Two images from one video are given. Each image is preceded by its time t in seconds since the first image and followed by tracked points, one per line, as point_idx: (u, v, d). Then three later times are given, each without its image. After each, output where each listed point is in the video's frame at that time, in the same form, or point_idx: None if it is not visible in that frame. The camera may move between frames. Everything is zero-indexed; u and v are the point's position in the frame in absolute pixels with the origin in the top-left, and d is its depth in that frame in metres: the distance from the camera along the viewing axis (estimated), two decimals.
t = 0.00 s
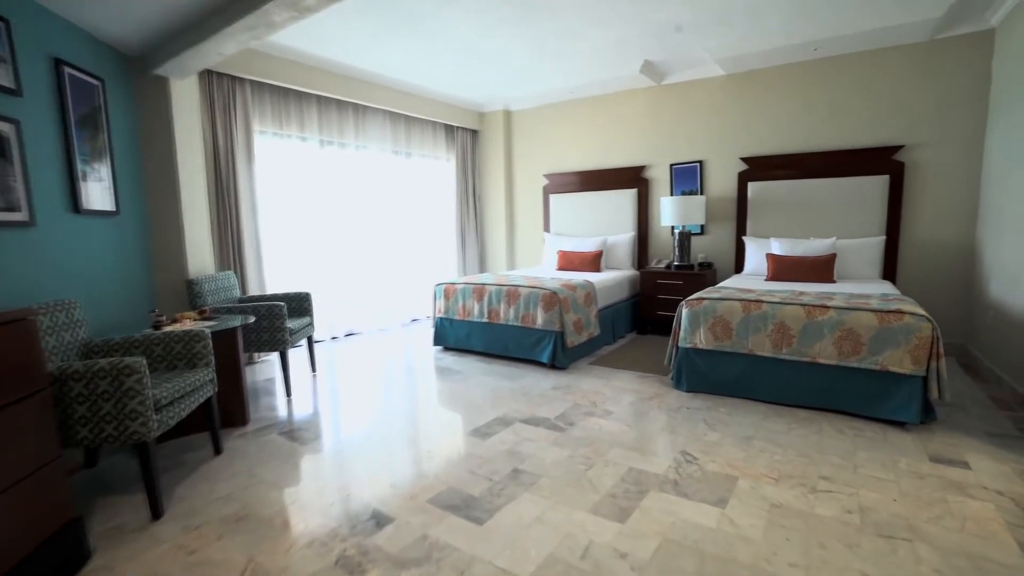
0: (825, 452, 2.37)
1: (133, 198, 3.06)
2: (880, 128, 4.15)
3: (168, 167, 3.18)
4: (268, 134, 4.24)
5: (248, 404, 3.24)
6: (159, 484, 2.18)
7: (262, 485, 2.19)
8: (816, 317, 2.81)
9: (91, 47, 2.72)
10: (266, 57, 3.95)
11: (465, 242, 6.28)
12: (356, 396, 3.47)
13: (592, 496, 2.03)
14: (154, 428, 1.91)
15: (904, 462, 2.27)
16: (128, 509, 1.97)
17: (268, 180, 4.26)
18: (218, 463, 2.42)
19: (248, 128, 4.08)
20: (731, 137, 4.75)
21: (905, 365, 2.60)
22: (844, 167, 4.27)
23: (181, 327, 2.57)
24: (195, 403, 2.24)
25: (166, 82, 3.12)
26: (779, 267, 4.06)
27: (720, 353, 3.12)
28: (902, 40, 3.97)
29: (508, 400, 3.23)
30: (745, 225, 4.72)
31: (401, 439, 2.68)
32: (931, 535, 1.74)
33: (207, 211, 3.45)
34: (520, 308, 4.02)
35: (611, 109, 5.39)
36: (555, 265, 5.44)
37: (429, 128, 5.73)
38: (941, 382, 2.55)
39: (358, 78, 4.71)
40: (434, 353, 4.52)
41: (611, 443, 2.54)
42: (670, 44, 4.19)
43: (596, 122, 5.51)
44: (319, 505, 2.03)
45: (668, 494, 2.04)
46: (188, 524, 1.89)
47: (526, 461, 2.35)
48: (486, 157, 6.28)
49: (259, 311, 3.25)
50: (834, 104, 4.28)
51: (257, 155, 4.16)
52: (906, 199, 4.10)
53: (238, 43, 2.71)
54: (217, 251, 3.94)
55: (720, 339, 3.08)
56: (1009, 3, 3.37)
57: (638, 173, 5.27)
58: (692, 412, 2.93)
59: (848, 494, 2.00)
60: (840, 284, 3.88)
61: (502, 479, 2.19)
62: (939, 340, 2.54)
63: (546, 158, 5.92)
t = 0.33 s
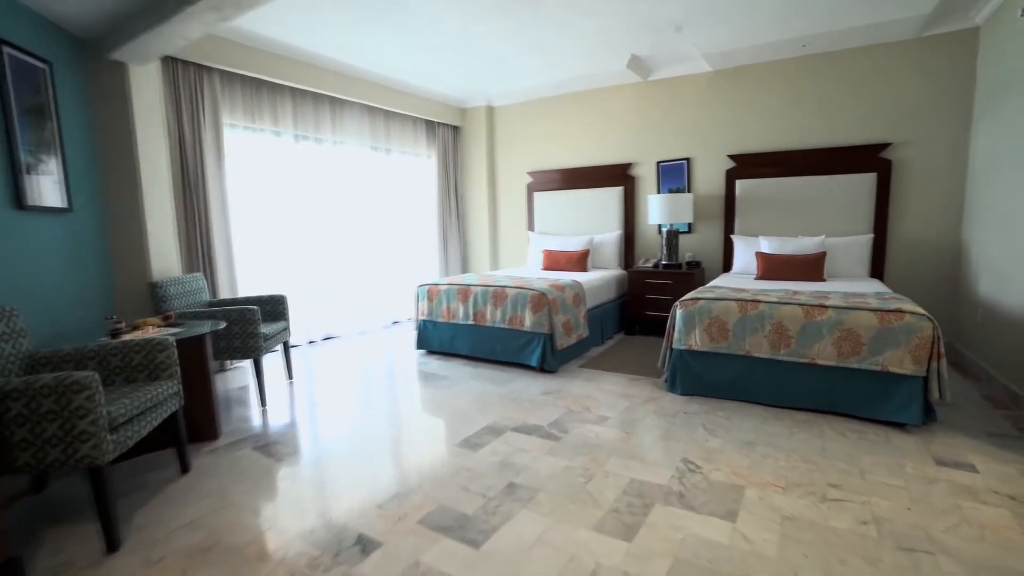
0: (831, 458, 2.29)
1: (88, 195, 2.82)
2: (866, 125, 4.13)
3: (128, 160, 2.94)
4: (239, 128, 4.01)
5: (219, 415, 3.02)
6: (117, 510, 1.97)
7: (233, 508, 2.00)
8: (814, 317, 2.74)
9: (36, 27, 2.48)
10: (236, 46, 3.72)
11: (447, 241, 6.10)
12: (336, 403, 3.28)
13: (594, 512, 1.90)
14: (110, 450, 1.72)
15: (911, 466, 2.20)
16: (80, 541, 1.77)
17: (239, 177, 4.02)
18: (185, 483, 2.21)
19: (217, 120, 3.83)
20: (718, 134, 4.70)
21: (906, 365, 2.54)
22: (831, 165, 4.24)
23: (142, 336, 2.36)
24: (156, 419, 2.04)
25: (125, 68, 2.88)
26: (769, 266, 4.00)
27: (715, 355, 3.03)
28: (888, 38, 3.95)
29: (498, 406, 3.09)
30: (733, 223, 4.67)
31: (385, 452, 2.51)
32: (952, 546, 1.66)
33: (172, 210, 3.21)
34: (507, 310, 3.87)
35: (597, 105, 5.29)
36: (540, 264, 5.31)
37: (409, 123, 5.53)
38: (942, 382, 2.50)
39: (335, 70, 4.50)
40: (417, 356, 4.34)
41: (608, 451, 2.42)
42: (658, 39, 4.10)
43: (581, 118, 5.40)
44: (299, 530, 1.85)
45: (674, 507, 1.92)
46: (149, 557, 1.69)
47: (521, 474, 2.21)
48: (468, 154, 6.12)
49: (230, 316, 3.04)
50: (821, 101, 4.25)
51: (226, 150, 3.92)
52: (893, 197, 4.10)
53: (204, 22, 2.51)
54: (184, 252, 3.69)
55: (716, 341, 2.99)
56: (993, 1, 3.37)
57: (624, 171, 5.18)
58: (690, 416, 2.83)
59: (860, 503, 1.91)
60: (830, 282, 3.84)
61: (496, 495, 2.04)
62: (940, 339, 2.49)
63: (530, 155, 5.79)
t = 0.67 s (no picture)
0: (826, 461, 2.24)
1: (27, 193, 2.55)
2: (842, 125, 4.17)
3: (74, 154, 2.69)
4: (200, 122, 3.76)
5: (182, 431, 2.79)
6: (61, 544, 1.75)
7: (197, 538, 1.81)
8: (803, 317, 2.71)
9: None
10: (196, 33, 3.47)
11: (421, 242, 5.92)
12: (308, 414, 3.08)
13: (593, 529, 1.79)
14: (51, 480, 1.52)
15: (905, 468, 2.18)
16: None
17: (200, 174, 3.77)
18: (141, 510, 2.00)
19: (175, 113, 3.57)
20: (697, 134, 4.68)
21: (894, 365, 2.53)
22: (808, 165, 4.27)
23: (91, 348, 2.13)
24: (109, 441, 1.83)
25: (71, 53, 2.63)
26: (749, 266, 4.00)
27: (703, 357, 2.98)
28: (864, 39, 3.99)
29: (481, 414, 2.95)
30: (712, 223, 4.66)
31: (365, 467, 2.34)
32: (959, 554, 1.62)
33: (127, 209, 2.96)
34: (487, 312, 3.74)
35: (574, 102, 5.21)
36: (518, 265, 5.20)
37: (381, 120, 5.34)
38: (929, 382, 2.50)
39: (304, 62, 4.28)
40: (393, 362, 4.17)
41: (600, 460, 2.32)
42: (639, 36, 4.04)
43: (559, 116, 5.31)
44: (273, 561, 1.68)
45: (675, 519, 1.83)
46: None
47: (512, 488, 2.09)
48: (442, 152, 5.95)
49: (193, 323, 2.81)
50: (798, 101, 4.27)
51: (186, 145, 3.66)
52: (868, 197, 4.15)
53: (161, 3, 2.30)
54: (140, 255, 3.41)
55: (703, 343, 2.94)
56: (965, 4, 3.43)
57: (603, 170, 5.11)
58: (679, 420, 2.76)
59: (861, 509, 1.87)
60: (810, 281, 3.85)
61: (487, 512, 1.91)
62: (926, 339, 2.49)
63: (506, 154, 5.67)
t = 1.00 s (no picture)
0: (820, 461, 2.24)
1: None
2: (816, 127, 4.24)
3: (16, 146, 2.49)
4: (159, 116, 3.51)
5: (144, 449, 2.58)
6: None
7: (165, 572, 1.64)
8: (790, 317, 2.72)
9: None
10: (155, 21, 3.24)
11: (395, 242, 5.75)
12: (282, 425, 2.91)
13: (596, 542, 1.72)
14: None
15: (896, 466, 2.20)
16: None
17: (160, 171, 3.52)
18: (100, 541, 1.81)
19: (131, 106, 3.33)
20: (675, 133, 4.69)
21: (879, 363, 2.56)
22: (783, 166, 4.33)
23: (40, 362, 1.93)
24: (63, 466, 1.65)
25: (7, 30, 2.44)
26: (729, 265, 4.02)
27: (691, 358, 2.95)
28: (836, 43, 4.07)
29: (468, 422, 2.85)
30: (690, 223, 4.68)
31: (348, 482, 2.20)
32: (961, 553, 1.62)
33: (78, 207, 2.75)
34: (469, 315, 3.63)
35: (552, 101, 5.15)
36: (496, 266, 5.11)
37: (353, 116, 5.15)
38: (912, 379, 2.54)
39: (272, 55, 4.07)
40: (370, 367, 4.01)
41: (595, 468, 2.25)
42: (618, 34, 4.01)
43: (537, 114, 5.25)
44: None
45: (679, 529, 1.78)
46: None
47: (507, 501, 1.99)
48: (417, 150, 5.80)
49: (155, 331, 2.61)
50: (774, 102, 4.33)
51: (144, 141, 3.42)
52: (841, 197, 4.24)
53: None
54: (93, 259, 3.16)
55: (691, 343, 2.91)
56: (931, 12, 3.53)
57: (581, 169, 5.07)
58: (670, 423, 2.72)
59: (861, 510, 1.86)
60: (788, 281, 3.90)
61: (483, 528, 1.81)
62: (910, 336, 2.52)
63: (483, 152, 5.56)
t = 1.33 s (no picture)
0: (817, 459, 2.23)
1: None
2: (792, 127, 4.30)
3: None
4: (116, 105, 3.27)
5: (105, 468, 2.37)
6: None
7: None
8: (780, 315, 2.72)
9: None
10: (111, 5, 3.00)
11: (370, 241, 5.56)
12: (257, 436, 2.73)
13: (605, 554, 1.65)
14: None
15: (889, 462, 2.21)
16: None
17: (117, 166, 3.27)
18: None
19: (84, 95, 3.08)
20: (654, 132, 4.69)
21: (867, 359, 2.59)
22: (761, 165, 4.38)
23: None
24: (10, 494, 1.46)
25: None
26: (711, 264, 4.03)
27: (681, 357, 2.92)
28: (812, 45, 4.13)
29: (456, 428, 2.74)
30: (670, 221, 4.69)
31: (333, 496, 2.06)
32: (967, 549, 1.63)
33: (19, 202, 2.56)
34: (452, 317, 3.52)
35: (530, 98, 5.08)
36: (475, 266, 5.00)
37: (325, 110, 4.95)
38: (899, 375, 2.57)
39: (238, 44, 3.85)
40: (347, 372, 3.84)
41: (594, 473, 2.18)
42: (600, 31, 3.97)
43: (515, 111, 5.17)
44: None
45: (688, 535, 1.73)
46: None
47: (508, 512, 1.90)
48: (391, 147, 5.63)
49: (114, 339, 2.40)
50: (751, 102, 4.37)
51: (99, 133, 3.17)
52: (817, 196, 4.31)
53: None
54: (41, 261, 2.90)
55: (682, 343, 2.88)
56: (903, 15, 3.62)
57: (560, 167, 5.01)
58: (664, 424, 2.68)
59: (865, 509, 1.85)
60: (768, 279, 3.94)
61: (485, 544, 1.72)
62: (896, 333, 2.55)
63: (459, 149, 5.45)
